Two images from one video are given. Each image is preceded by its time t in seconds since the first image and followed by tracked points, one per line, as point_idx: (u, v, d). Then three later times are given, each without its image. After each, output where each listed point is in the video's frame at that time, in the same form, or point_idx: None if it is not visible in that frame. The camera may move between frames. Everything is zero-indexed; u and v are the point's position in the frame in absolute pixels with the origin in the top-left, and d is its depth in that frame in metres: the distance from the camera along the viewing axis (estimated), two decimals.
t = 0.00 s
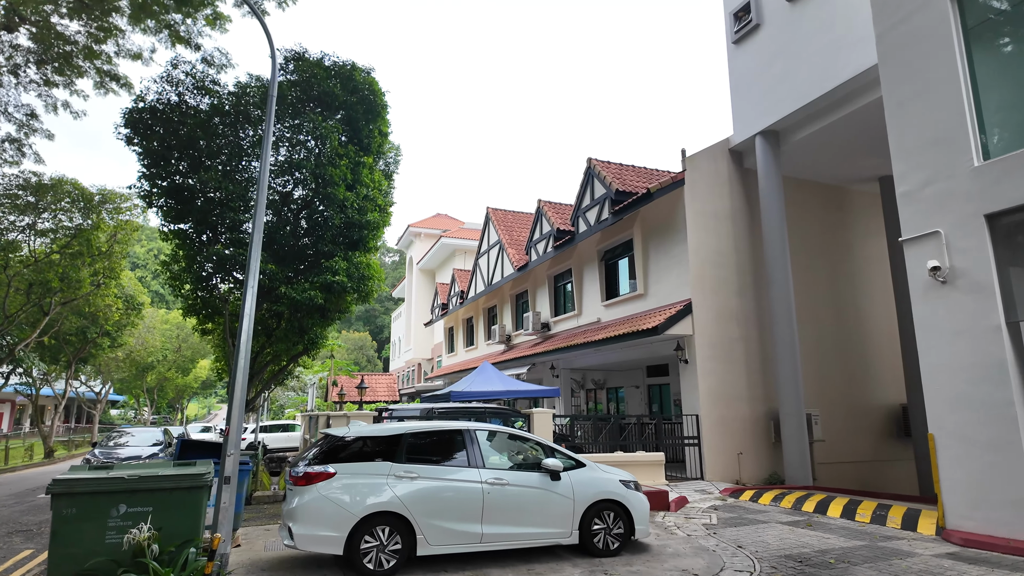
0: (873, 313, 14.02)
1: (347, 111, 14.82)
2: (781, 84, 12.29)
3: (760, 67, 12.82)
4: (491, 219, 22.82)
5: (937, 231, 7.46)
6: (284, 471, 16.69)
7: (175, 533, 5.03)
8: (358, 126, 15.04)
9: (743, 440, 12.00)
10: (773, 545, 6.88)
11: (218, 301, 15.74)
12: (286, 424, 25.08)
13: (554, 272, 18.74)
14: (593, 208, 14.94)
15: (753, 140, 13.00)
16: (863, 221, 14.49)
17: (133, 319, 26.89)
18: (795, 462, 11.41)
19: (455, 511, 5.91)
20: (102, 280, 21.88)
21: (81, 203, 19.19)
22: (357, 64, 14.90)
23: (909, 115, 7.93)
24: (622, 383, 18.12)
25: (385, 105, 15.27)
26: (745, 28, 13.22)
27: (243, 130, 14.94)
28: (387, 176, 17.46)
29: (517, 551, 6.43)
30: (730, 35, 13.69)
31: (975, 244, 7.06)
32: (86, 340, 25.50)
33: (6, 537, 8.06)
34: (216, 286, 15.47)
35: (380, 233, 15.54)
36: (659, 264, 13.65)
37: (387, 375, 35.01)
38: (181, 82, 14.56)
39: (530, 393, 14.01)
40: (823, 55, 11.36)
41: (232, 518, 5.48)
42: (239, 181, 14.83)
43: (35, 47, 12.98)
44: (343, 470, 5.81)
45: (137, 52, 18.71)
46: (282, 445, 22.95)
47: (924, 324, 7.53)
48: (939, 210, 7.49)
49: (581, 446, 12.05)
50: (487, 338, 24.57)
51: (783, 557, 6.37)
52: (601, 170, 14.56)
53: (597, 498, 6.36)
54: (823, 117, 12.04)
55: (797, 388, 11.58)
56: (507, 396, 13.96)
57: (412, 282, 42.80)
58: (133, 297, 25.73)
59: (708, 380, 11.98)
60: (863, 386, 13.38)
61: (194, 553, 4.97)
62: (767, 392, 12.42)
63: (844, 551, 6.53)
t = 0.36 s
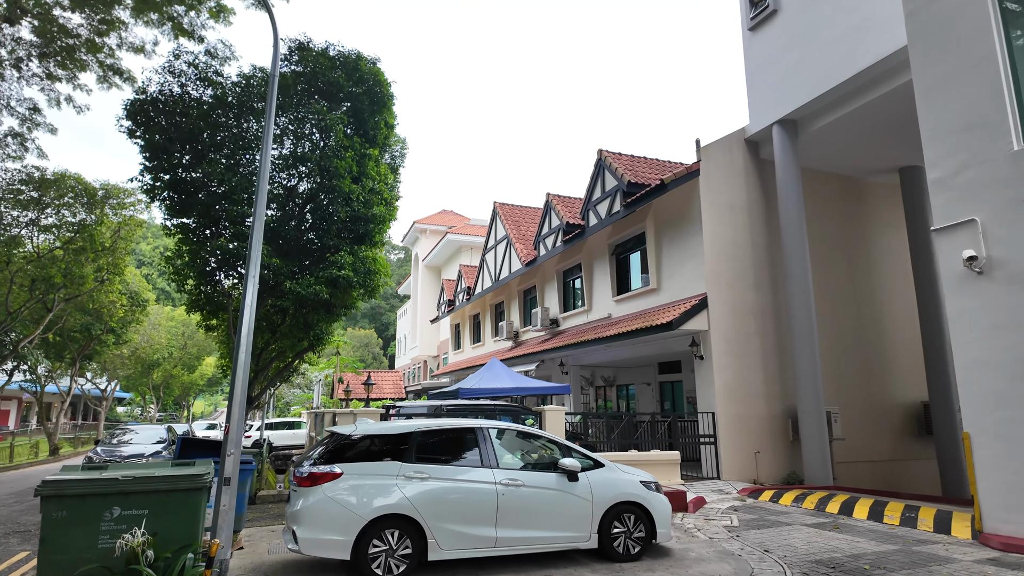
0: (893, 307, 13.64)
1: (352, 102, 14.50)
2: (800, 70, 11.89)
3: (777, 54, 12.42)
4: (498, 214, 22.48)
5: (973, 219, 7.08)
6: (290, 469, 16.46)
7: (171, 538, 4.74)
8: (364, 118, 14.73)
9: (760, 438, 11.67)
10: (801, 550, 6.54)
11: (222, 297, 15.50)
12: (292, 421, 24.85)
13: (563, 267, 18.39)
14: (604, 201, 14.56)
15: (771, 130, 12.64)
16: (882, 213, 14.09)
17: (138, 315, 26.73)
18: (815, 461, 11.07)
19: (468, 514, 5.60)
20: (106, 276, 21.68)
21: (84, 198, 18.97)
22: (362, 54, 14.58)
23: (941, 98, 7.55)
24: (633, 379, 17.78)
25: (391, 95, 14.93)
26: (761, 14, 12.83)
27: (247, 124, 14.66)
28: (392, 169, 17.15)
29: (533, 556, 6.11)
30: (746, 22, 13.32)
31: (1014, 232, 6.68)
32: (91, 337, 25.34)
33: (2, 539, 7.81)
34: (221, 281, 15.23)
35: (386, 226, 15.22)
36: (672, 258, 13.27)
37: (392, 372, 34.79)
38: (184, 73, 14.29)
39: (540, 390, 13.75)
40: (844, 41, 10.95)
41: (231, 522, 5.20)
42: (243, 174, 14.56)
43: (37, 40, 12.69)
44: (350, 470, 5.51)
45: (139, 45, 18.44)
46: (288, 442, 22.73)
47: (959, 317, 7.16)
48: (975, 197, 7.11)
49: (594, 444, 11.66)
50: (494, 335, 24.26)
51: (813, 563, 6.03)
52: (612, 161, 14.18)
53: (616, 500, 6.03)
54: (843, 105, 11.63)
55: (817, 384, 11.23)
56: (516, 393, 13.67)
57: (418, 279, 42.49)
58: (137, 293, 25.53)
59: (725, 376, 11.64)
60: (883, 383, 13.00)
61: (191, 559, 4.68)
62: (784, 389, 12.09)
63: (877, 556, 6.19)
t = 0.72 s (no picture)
0: (913, 303, 13.29)
1: (357, 95, 14.21)
2: (819, 58, 11.52)
3: (794, 42, 12.08)
4: (505, 210, 22.15)
5: (1011, 209, 6.72)
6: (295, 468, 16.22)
7: (167, 547, 4.44)
8: (370, 111, 14.43)
9: (778, 438, 11.36)
10: (830, 556, 6.22)
11: (226, 294, 15.25)
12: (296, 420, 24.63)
13: (572, 264, 18.06)
14: (615, 195, 14.22)
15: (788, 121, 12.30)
16: (902, 207, 13.72)
17: (142, 313, 26.55)
18: (834, 462, 10.75)
19: (482, 519, 5.30)
20: (109, 273, 21.47)
21: (87, 194, 18.72)
22: (368, 46, 14.25)
23: (976, 81, 7.19)
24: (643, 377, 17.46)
25: (396, 87, 14.60)
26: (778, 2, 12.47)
27: (250, 119, 14.34)
28: (398, 164, 16.86)
29: (550, 562, 5.81)
30: (761, 10, 12.98)
31: None
32: (94, 335, 25.20)
33: None
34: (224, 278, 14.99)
35: (392, 222, 14.93)
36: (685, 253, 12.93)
37: (398, 370, 34.58)
38: (186, 65, 14.01)
39: (549, 389, 13.47)
40: (866, 27, 10.58)
41: (230, 528, 4.93)
42: (247, 169, 14.29)
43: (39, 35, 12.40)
44: (357, 473, 5.22)
45: (142, 39, 18.16)
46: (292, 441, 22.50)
47: (995, 312, 6.81)
48: (1013, 185, 6.76)
49: (606, 444, 11.34)
50: (500, 333, 23.96)
51: (845, 571, 5.71)
52: (623, 154, 13.84)
53: (638, 504, 5.72)
54: (864, 94, 11.26)
55: (837, 383, 10.89)
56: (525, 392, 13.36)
57: (423, 277, 42.18)
58: (141, 291, 25.34)
59: (741, 374, 11.32)
60: (903, 381, 12.67)
61: (188, 568, 4.38)
62: (802, 387, 11.77)
63: (913, 564, 5.86)
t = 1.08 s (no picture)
0: (928, 297, 12.96)
1: (358, 85, 13.87)
2: (834, 45, 11.16)
3: (807, 28, 11.72)
4: (508, 204, 21.80)
5: None
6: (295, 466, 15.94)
7: (156, 550, 4.14)
8: (371, 101, 14.09)
9: (791, 436, 11.04)
10: (858, 559, 5.90)
11: (224, 288, 14.95)
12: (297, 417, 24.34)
13: (577, 258, 17.72)
14: (622, 187, 13.88)
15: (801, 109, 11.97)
16: (916, 199, 13.38)
17: (140, 310, 26.26)
18: (850, 460, 10.43)
19: (492, 520, 4.98)
20: (107, 269, 21.18)
21: (84, 187, 18.40)
22: (369, 34, 13.90)
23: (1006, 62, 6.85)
24: (650, 374, 17.14)
25: (398, 77, 14.27)
26: None
27: (249, 110, 14.00)
28: (400, 157, 16.53)
29: (563, 565, 5.49)
30: None
31: None
32: (92, 332, 24.93)
33: None
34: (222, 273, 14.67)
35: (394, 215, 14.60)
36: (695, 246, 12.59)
37: (399, 368, 34.29)
38: (183, 54, 13.67)
39: (554, 385, 13.18)
40: (884, 11, 10.22)
41: (225, 530, 4.66)
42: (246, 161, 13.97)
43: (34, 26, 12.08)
44: (360, 471, 4.91)
45: (139, 29, 17.83)
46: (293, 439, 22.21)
47: None
48: None
49: (614, 441, 11.04)
50: (504, 329, 23.63)
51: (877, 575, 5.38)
52: (630, 145, 13.50)
53: (657, 505, 5.41)
54: (881, 81, 10.90)
55: (853, 379, 10.57)
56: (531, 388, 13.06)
57: (424, 274, 41.83)
58: (140, 288, 25.07)
59: (753, 370, 11.00)
60: (919, 378, 12.33)
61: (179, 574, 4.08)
62: (815, 383, 11.45)
63: (947, 568, 5.54)
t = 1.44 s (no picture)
0: (956, 293, 12.54)
1: (368, 77, 13.58)
2: (862, 30, 10.75)
3: (832, 13, 11.31)
4: (519, 199, 21.45)
5: None
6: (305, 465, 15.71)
7: (160, 561, 3.85)
8: (381, 92, 13.78)
9: (817, 436, 10.67)
10: (905, 568, 5.55)
11: (233, 285, 14.72)
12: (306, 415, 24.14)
13: (590, 254, 17.36)
14: (638, 180, 13.51)
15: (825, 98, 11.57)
16: (943, 191, 12.96)
17: (149, 307, 26.14)
18: (879, 462, 10.06)
19: (519, 528, 4.66)
20: (115, 266, 21.01)
21: (91, 183, 18.21)
22: (379, 24, 13.60)
23: None
24: (665, 372, 16.78)
25: (409, 68, 13.97)
26: None
27: (257, 103, 13.73)
28: (410, 151, 16.23)
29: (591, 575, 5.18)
30: None
31: None
32: (101, 330, 24.83)
33: None
34: (230, 269, 14.43)
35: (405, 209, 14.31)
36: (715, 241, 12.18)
37: (409, 366, 34.08)
38: (190, 46, 13.42)
39: (570, 383, 12.85)
40: None
41: (235, 538, 4.37)
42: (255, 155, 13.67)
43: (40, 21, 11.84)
44: (377, 476, 4.60)
45: (146, 23, 17.58)
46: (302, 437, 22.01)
47: None
48: None
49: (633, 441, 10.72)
50: (514, 327, 23.34)
51: None
52: (647, 137, 13.13)
53: (693, 512, 5.07)
54: (910, 67, 10.49)
55: (882, 377, 10.20)
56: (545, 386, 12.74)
57: (432, 272, 41.56)
58: (148, 285, 24.93)
59: (777, 368, 10.64)
60: (947, 376, 11.93)
61: None
62: (841, 382, 11.08)
63: None
